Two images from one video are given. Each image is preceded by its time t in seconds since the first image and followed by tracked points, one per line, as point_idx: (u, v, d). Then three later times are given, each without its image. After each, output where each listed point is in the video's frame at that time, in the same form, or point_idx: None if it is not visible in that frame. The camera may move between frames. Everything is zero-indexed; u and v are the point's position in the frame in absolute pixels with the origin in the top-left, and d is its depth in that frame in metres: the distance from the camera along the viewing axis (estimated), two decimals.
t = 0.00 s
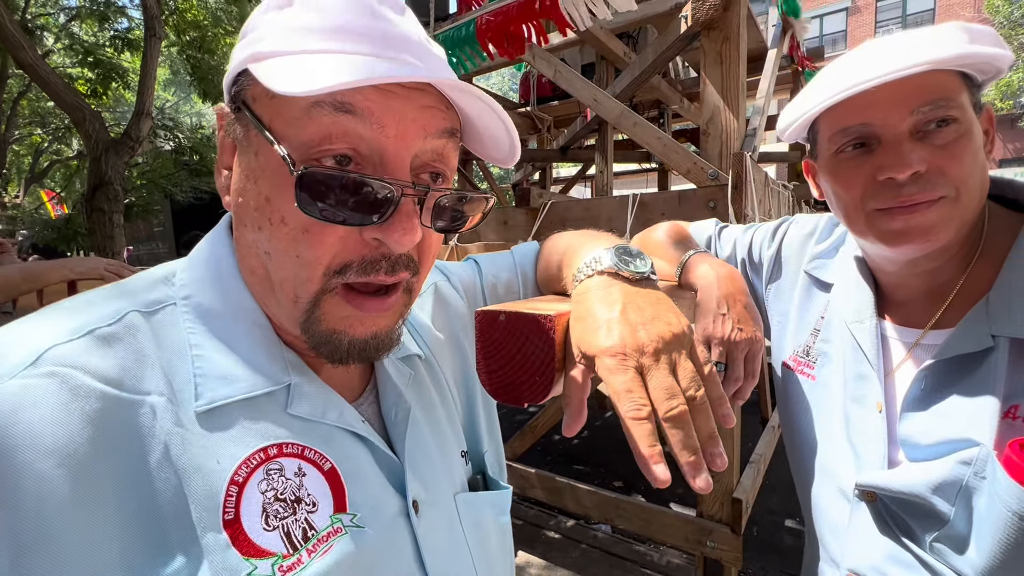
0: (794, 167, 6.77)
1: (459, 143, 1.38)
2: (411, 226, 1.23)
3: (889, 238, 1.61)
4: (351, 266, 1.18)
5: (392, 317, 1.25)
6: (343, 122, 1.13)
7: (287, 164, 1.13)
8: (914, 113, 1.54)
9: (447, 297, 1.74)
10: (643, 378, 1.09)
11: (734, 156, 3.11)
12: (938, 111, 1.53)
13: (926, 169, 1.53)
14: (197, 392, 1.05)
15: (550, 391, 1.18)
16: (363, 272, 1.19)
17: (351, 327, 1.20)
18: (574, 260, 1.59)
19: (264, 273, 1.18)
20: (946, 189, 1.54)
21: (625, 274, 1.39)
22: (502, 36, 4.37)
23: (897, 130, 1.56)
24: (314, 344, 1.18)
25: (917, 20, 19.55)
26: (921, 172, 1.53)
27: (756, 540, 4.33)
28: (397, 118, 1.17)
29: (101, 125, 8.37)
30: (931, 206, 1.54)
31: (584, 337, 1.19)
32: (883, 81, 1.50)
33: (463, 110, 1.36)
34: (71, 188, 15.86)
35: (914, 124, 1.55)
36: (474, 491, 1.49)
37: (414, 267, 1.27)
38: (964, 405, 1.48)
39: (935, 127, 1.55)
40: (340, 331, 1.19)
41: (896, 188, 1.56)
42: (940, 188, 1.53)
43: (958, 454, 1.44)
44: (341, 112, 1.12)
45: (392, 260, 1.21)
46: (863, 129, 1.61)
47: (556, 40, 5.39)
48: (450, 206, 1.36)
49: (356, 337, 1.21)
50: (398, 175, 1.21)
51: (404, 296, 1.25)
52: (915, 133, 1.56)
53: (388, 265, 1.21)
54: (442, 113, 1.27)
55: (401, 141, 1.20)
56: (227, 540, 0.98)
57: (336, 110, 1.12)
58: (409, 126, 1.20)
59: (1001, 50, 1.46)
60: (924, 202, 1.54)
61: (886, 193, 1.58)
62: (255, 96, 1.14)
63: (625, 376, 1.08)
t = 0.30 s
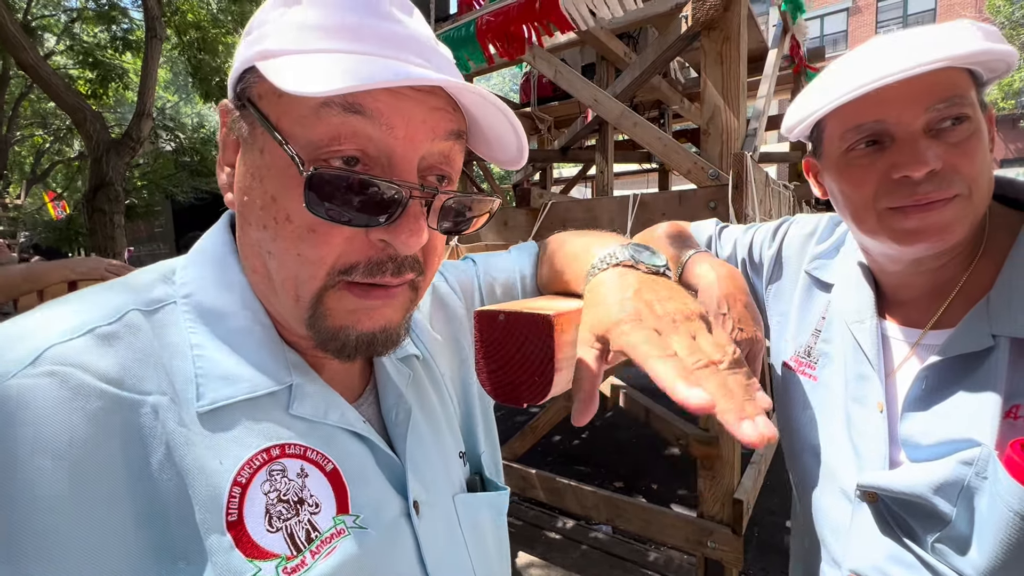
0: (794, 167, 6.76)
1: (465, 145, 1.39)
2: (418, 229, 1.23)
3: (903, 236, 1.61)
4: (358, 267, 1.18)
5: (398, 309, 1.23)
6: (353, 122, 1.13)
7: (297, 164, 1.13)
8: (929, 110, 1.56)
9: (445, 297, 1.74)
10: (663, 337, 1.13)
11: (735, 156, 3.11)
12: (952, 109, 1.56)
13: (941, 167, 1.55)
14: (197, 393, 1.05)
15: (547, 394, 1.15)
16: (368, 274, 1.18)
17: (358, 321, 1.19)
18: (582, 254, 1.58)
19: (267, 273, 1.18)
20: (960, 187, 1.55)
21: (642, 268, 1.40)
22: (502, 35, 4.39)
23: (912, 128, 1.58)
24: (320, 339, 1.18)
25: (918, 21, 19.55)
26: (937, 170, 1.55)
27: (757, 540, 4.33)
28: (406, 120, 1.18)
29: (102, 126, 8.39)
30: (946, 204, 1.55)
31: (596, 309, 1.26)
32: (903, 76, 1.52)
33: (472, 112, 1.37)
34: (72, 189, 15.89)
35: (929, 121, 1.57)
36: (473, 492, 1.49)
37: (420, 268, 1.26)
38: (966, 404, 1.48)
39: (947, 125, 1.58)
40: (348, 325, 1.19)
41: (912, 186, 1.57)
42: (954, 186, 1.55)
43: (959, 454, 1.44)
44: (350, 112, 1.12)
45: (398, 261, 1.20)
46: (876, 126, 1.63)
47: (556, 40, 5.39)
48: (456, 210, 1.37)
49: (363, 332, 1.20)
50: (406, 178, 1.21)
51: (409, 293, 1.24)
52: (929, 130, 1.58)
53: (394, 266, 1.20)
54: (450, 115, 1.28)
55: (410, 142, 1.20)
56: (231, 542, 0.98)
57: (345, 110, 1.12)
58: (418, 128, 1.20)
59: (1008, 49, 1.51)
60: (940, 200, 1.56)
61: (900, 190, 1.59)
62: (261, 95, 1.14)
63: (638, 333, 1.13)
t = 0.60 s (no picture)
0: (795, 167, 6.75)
1: (448, 133, 1.39)
2: (402, 215, 1.21)
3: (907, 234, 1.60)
4: (341, 258, 1.17)
5: (386, 304, 1.23)
6: (331, 111, 1.13)
7: (275, 152, 1.13)
8: (934, 107, 1.55)
9: (436, 295, 1.75)
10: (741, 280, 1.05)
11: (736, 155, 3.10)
12: (957, 105, 1.55)
13: (946, 164, 1.54)
14: (181, 391, 1.05)
15: (546, 392, 1.11)
16: (353, 264, 1.18)
17: (344, 319, 1.19)
18: (595, 246, 1.54)
19: (254, 268, 1.18)
20: (964, 184, 1.55)
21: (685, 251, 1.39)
22: (502, 36, 4.42)
23: (915, 124, 1.57)
24: (305, 336, 1.18)
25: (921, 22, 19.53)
26: (941, 167, 1.55)
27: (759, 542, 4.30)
28: (384, 107, 1.17)
29: (105, 127, 8.40)
30: (950, 201, 1.55)
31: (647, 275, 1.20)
32: (907, 73, 1.51)
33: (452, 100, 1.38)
34: (75, 190, 15.93)
35: (932, 118, 1.57)
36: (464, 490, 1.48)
37: (405, 258, 1.25)
38: (969, 402, 1.47)
39: (952, 122, 1.57)
40: (332, 324, 1.19)
41: (915, 183, 1.57)
42: (958, 183, 1.55)
43: (962, 452, 1.43)
44: (328, 100, 1.12)
45: (382, 251, 1.20)
46: (879, 124, 1.63)
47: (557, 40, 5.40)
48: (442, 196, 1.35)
49: (350, 329, 1.20)
50: (388, 164, 1.21)
51: (396, 285, 1.24)
52: (933, 127, 1.57)
53: (377, 256, 1.19)
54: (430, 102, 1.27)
55: (390, 130, 1.19)
56: (214, 540, 0.97)
57: (323, 99, 1.12)
58: (398, 116, 1.20)
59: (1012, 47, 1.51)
60: (944, 197, 1.55)
61: (905, 187, 1.58)
62: (243, 87, 1.15)
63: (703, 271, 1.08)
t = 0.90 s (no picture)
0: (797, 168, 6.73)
1: (447, 130, 1.38)
2: (398, 216, 1.22)
3: (911, 232, 1.59)
4: (336, 259, 1.17)
5: (384, 302, 1.23)
6: (325, 108, 1.12)
7: (267, 151, 1.13)
8: (937, 105, 1.55)
9: (439, 294, 1.74)
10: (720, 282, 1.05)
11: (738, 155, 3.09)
12: (961, 103, 1.54)
13: (949, 162, 1.54)
14: (172, 393, 1.03)
15: (549, 391, 1.11)
16: (349, 265, 1.17)
17: (342, 313, 1.19)
18: (596, 246, 1.54)
19: (247, 268, 1.18)
20: (968, 182, 1.54)
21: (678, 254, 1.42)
22: (504, 36, 4.38)
23: (919, 123, 1.57)
24: (302, 333, 1.17)
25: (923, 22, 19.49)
26: (945, 165, 1.54)
27: (761, 543, 4.29)
28: (381, 106, 1.17)
29: (107, 129, 8.42)
30: (954, 200, 1.54)
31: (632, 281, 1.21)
32: (911, 70, 1.51)
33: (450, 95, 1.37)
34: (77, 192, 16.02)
35: (936, 117, 1.56)
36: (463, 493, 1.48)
37: (403, 259, 1.25)
38: (975, 402, 1.46)
39: (955, 119, 1.56)
40: (330, 318, 1.18)
41: (919, 182, 1.56)
42: (962, 182, 1.54)
43: (967, 452, 1.43)
44: (321, 98, 1.12)
45: (378, 252, 1.19)
46: (882, 122, 1.62)
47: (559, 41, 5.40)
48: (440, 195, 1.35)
49: (348, 324, 1.19)
50: (382, 163, 1.20)
51: (395, 284, 1.25)
52: (936, 125, 1.57)
53: (374, 257, 1.19)
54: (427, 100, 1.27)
55: (386, 129, 1.19)
56: (202, 545, 0.97)
57: (316, 96, 1.11)
58: (394, 116, 1.19)
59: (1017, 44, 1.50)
60: (948, 196, 1.54)
61: (909, 186, 1.58)
62: (236, 84, 1.14)
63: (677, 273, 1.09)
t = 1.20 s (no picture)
0: (800, 167, 6.70)
1: (448, 124, 1.36)
2: (393, 214, 1.20)
3: (917, 226, 1.57)
4: (332, 256, 1.15)
5: (386, 298, 1.21)
6: (319, 99, 1.11)
7: (258, 144, 1.12)
8: (943, 96, 1.53)
9: (442, 290, 1.73)
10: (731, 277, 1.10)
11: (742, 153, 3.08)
12: (967, 94, 1.53)
13: (955, 155, 1.52)
14: (166, 386, 1.03)
15: (556, 384, 1.10)
16: (343, 262, 1.15)
17: (340, 310, 1.17)
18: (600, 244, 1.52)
19: (242, 262, 1.16)
20: (975, 175, 1.53)
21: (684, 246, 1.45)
22: (508, 36, 4.33)
23: (925, 114, 1.55)
24: (301, 330, 1.15)
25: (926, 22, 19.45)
26: (950, 158, 1.52)
27: (765, 544, 4.26)
28: (377, 98, 1.15)
29: (111, 129, 8.44)
30: (959, 194, 1.52)
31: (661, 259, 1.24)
32: (917, 61, 1.49)
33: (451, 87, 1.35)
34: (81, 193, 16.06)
35: (942, 109, 1.54)
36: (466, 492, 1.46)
37: (401, 256, 1.23)
38: (986, 397, 1.45)
39: (962, 111, 1.54)
40: (329, 315, 1.16)
41: (924, 175, 1.54)
42: (969, 174, 1.52)
43: (980, 447, 1.42)
44: (315, 87, 1.10)
45: (373, 248, 1.18)
46: (887, 114, 1.60)
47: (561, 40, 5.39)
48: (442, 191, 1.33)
49: (348, 322, 1.18)
50: (378, 158, 1.18)
51: (396, 284, 1.23)
52: (942, 117, 1.55)
53: (369, 252, 1.17)
54: (427, 93, 1.25)
55: (383, 121, 1.17)
56: (195, 542, 0.96)
57: (311, 86, 1.10)
58: (391, 109, 1.18)
59: None
60: (954, 189, 1.52)
61: (913, 179, 1.56)
62: (230, 75, 1.13)
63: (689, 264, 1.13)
